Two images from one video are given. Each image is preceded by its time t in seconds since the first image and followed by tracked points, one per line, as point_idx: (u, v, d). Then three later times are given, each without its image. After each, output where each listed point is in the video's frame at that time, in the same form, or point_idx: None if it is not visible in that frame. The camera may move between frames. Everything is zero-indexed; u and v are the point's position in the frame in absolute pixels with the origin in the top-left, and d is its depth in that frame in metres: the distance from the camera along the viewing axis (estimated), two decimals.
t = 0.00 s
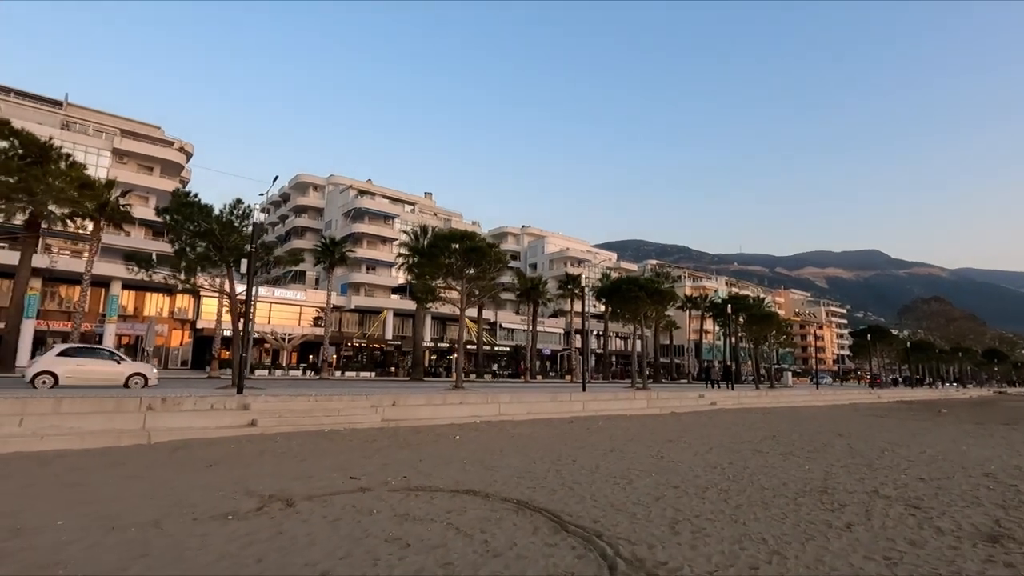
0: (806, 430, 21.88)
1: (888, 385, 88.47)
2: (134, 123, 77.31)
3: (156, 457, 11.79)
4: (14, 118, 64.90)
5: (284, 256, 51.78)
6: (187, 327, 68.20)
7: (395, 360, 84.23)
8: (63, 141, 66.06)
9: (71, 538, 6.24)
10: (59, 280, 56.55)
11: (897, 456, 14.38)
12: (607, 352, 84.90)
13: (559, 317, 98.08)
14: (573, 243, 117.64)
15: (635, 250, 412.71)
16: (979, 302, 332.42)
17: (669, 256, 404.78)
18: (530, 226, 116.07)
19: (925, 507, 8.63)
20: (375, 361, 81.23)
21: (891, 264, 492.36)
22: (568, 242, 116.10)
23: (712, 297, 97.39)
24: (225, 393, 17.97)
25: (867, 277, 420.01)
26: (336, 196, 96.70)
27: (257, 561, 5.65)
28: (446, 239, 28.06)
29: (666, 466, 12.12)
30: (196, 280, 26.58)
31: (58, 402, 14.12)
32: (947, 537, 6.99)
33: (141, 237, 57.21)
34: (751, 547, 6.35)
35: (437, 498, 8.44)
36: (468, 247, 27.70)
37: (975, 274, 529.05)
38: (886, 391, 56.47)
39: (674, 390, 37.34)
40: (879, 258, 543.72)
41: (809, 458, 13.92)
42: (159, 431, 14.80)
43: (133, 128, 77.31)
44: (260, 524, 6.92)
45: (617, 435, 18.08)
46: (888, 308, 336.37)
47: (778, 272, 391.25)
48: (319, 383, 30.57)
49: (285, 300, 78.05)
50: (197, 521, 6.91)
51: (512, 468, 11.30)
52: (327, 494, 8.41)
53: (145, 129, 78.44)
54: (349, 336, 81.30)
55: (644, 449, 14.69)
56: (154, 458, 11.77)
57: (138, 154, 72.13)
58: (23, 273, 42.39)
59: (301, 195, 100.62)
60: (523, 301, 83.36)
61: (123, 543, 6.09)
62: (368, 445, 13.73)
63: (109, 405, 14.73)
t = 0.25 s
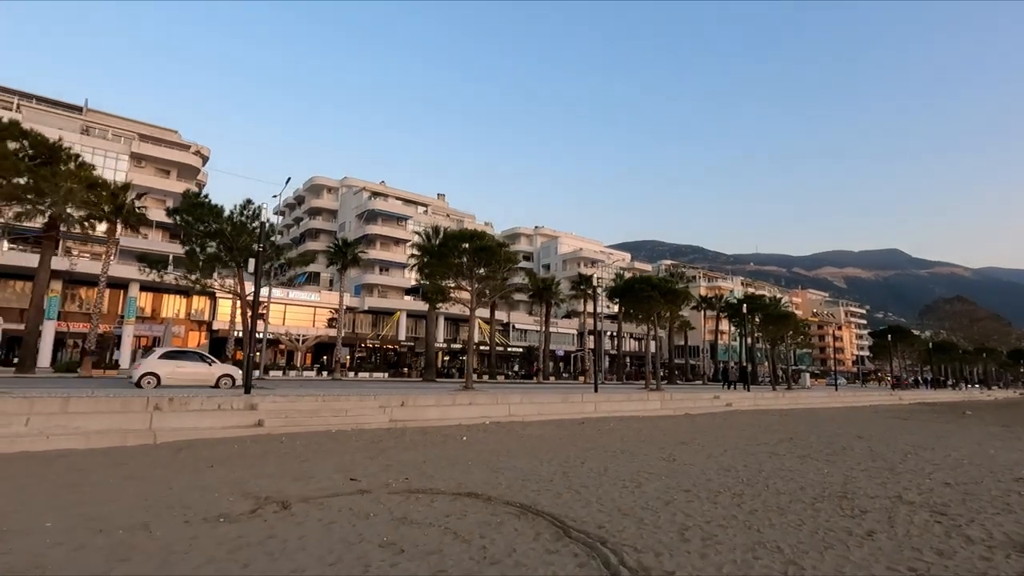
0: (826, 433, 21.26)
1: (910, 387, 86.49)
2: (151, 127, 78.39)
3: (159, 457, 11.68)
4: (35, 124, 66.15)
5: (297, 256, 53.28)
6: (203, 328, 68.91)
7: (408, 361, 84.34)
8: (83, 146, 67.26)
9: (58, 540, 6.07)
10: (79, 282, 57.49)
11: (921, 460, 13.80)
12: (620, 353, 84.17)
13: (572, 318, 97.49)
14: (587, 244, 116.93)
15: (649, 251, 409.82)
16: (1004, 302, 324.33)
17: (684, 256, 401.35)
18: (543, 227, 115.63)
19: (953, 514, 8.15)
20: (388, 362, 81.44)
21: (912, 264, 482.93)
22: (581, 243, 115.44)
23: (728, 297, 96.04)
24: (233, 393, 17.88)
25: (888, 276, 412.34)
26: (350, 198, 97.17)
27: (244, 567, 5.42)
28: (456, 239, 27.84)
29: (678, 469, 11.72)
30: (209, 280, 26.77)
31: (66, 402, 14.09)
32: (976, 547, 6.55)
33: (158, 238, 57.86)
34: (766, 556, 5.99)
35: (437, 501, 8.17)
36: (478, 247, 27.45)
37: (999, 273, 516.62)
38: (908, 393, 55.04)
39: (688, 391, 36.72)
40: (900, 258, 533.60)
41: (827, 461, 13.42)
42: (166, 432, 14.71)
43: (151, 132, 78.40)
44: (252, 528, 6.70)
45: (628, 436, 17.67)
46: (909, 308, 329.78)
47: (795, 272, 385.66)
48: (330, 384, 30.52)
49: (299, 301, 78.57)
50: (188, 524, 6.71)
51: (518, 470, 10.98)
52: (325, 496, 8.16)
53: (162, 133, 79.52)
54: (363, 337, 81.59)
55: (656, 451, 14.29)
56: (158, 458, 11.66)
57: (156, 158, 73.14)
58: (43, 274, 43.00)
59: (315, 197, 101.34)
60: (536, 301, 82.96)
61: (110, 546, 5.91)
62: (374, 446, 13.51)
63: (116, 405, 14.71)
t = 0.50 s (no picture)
0: (841, 435, 20.66)
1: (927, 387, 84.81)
2: (164, 129, 79.12)
3: (156, 460, 11.52)
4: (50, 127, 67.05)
5: (306, 256, 53.42)
6: (215, 327, 69.44)
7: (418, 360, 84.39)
8: (97, 148, 68.02)
9: (31, 551, 5.82)
10: (93, 283, 58.11)
11: (942, 465, 13.20)
12: (631, 353, 83.50)
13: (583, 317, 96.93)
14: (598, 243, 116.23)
15: (661, 249, 407.04)
16: None
17: (696, 255, 398.23)
18: (553, 226, 115.10)
19: (979, 526, 7.65)
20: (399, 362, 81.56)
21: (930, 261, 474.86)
22: (592, 242, 114.77)
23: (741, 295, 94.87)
24: (235, 393, 17.73)
25: (905, 274, 405.84)
26: (360, 198, 97.37)
27: None
28: (462, 237, 27.56)
29: (687, 474, 11.27)
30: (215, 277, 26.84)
31: (65, 404, 13.99)
32: (1007, 564, 6.07)
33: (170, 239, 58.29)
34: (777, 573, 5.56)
35: (432, 508, 7.83)
36: (485, 245, 27.16)
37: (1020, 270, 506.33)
38: (926, 393, 53.80)
39: (699, 392, 36.16)
40: (917, 255, 524.84)
41: (843, 465, 12.92)
42: (168, 433, 14.57)
43: (164, 133, 79.13)
44: (234, 538, 6.40)
45: (637, 439, 17.21)
46: (927, 307, 324.27)
47: (810, 270, 381.32)
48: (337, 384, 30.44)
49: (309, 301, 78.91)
50: (169, 533, 6.44)
51: (518, 474, 10.61)
52: (314, 501, 7.88)
53: (175, 135, 80.23)
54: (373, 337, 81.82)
55: (664, 455, 13.83)
56: (153, 460, 11.46)
57: (168, 160, 73.81)
58: (56, 274, 43.42)
59: (326, 198, 101.75)
60: (545, 301, 82.53)
61: (83, 558, 5.64)
62: (373, 449, 13.26)
63: (117, 405, 14.58)
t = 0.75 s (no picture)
0: (850, 436, 20.16)
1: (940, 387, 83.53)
2: (171, 130, 79.55)
3: (146, 461, 11.33)
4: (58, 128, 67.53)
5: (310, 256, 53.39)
6: (222, 328, 69.68)
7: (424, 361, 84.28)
8: (105, 149, 68.49)
9: None
10: (101, 283, 58.41)
11: (955, 467, 12.74)
12: (638, 353, 82.88)
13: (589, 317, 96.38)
14: (604, 242, 115.61)
15: (669, 249, 405.01)
16: None
17: (704, 254, 395.82)
18: (560, 225, 114.59)
19: (995, 533, 7.23)
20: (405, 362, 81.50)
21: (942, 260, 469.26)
22: (599, 241, 114.17)
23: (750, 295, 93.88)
24: (233, 393, 17.54)
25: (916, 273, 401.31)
26: (366, 198, 97.39)
27: None
28: (463, 236, 27.28)
29: (688, 476, 10.90)
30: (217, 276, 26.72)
31: (59, 404, 13.87)
32: None
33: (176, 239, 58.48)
34: None
35: (418, 512, 7.54)
36: (486, 244, 26.88)
37: None
38: (938, 394, 52.81)
39: (706, 392, 35.67)
40: (929, 254, 518.88)
41: (851, 467, 12.49)
42: (162, 433, 14.40)
43: (171, 135, 79.55)
44: (207, 542, 6.14)
45: (639, 440, 16.85)
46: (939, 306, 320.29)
47: (820, 269, 377.83)
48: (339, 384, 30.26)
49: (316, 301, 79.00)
50: (140, 537, 6.19)
51: (513, 477, 10.29)
52: (296, 504, 7.59)
53: (182, 136, 80.64)
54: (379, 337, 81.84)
55: (666, 456, 13.47)
56: (143, 462, 11.25)
57: (175, 161, 74.18)
58: (63, 275, 43.61)
59: (332, 198, 101.91)
60: (551, 301, 82.10)
61: (47, 563, 5.41)
62: (368, 450, 12.98)
63: (111, 405, 14.42)
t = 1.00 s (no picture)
0: (851, 439, 19.82)
1: (944, 389, 82.86)
2: (172, 131, 79.60)
3: (126, 465, 11.07)
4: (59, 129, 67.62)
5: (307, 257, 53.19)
6: (223, 329, 69.59)
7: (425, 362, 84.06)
8: (105, 150, 68.51)
9: None
10: (101, 284, 58.35)
11: (958, 472, 12.39)
12: (640, 354, 82.42)
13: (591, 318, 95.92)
14: (606, 243, 115.21)
15: (671, 250, 404.19)
16: None
17: (707, 255, 394.92)
18: (562, 226, 114.22)
19: (997, 544, 6.92)
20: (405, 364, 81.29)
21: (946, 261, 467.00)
22: (600, 242, 113.80)
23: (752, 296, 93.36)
24: (223, 396, 17.27)
25: (920, 274, 399.55)
26: (367, 199, 97.24)
27: None
28: (459, 236, 26.96)
29: (681, 481, 10.59)
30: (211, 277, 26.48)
31: (44, 405, 13.51)
32: None
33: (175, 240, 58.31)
34: None
35: (397, 521, 7.27)
36: (482, 244, 26.56)
37: None
38: (941, 395, 52.27)
39: (707, 394, 35.31)
40: (934, 255, 516.71)
41: (851, 472, 12.16)
42: (149, 435, 14.13)
43: (172, 135, 79.59)
44: (170, 555, 5.88)
45: (635, 443, 16.54)
46: (943, 307, 318.76)
47: (823, 270, 376.45)
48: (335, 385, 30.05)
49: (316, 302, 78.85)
50: (102, 549, 5.95)
51: (499, 483, 10.01)
52: (270, 513, 7.32)
53: (183, 137, 80.70)
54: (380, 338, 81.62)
55: (661, 461, 13.16)
56: (125, 466, 11.03)
57: (176, 162, 74.20)
58: (61, 275, 43.48)
59: (333, 199, 101.80)
60: (552, 302, 81.76)
61: None
62: (356, 454, 12.72)
63: (96, 407, 14.16)
